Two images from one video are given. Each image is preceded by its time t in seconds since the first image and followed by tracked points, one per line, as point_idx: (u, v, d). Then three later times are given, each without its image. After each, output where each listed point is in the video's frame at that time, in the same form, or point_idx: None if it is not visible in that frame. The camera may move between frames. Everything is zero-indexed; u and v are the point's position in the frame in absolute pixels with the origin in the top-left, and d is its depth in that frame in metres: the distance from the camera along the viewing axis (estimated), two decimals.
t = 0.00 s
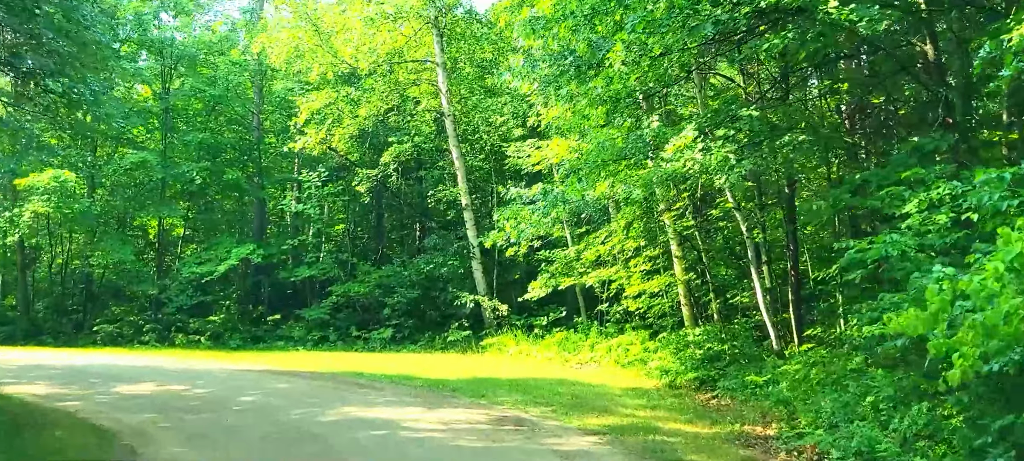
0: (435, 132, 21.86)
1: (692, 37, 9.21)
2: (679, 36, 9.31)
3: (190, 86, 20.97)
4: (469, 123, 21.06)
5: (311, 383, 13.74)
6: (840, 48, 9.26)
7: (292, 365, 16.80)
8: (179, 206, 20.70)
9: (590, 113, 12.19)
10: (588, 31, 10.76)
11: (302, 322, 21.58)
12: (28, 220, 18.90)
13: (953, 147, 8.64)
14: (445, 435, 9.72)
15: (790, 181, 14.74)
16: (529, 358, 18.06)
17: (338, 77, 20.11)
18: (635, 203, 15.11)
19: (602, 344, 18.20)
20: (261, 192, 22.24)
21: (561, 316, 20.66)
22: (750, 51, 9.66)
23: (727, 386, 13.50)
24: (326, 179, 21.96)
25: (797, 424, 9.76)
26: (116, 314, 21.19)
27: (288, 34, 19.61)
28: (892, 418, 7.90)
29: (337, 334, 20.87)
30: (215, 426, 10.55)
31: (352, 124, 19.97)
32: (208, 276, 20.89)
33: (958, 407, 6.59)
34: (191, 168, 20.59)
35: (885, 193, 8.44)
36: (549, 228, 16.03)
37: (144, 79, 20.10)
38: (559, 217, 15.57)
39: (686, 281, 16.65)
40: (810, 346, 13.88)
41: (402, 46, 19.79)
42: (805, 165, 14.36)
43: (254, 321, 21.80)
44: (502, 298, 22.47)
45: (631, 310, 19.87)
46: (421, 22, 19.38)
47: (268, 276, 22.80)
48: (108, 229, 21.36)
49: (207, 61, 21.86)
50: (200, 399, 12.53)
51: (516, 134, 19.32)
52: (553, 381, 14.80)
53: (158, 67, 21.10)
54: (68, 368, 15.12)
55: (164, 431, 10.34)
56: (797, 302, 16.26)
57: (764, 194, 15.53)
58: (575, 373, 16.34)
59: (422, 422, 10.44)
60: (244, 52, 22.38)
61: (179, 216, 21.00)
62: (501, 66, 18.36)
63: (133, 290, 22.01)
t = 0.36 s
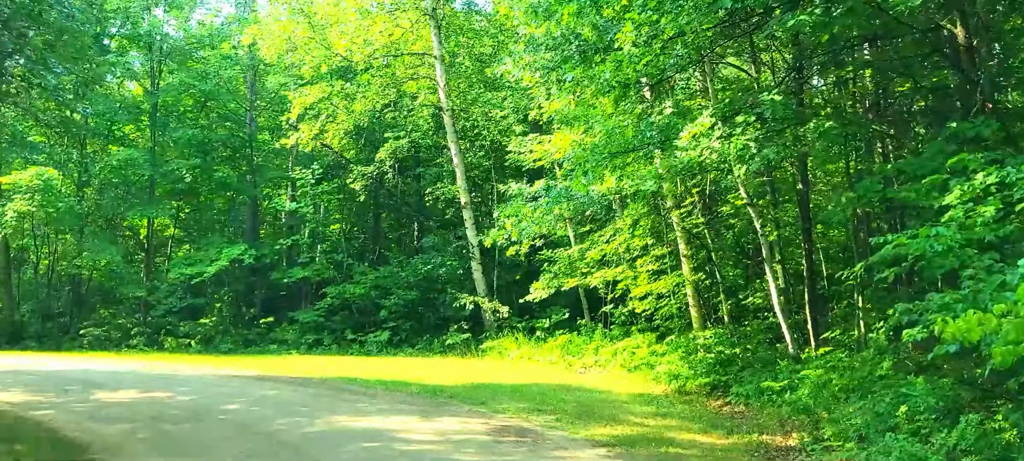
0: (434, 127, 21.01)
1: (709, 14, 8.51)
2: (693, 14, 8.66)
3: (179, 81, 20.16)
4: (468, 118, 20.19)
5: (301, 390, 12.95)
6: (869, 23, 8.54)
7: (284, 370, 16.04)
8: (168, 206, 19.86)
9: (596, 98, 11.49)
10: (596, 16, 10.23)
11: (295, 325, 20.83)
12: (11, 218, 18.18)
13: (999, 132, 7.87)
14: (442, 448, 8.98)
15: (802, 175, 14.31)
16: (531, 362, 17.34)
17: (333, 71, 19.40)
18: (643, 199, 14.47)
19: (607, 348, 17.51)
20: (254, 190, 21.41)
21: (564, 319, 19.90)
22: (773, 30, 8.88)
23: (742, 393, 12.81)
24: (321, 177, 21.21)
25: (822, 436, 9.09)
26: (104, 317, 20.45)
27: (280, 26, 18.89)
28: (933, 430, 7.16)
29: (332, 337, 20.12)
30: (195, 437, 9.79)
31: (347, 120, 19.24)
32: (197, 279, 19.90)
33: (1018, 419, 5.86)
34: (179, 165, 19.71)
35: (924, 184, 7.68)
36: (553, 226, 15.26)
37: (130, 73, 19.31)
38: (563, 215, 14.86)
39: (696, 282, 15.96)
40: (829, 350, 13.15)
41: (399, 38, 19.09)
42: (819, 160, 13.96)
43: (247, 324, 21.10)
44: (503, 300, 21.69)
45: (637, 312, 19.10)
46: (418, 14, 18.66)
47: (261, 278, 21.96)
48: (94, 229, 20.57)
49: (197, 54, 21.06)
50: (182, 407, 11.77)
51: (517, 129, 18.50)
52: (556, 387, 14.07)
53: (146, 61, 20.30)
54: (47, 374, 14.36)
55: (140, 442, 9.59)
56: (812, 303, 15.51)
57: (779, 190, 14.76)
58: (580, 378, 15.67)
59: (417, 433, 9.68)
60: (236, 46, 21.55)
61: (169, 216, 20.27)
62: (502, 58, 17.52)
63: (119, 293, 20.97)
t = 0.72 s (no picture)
0: (433, 124, 20.18)
1: None
2: None
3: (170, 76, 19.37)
4: (469, 113, 19.29)
5: (292, 396, 12.26)
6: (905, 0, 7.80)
7: (276, 375, 15.31)
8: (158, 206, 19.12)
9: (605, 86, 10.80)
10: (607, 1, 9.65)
11: (290, 328, 20.13)
12: None
13: None
14: None
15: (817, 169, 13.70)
16: (535, 367, 16.69)
17: (328, 65, 18.68)
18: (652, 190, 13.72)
19: (614, 353, 16.87)
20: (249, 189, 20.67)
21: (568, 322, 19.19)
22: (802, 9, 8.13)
23: (759, 400, 12.14)
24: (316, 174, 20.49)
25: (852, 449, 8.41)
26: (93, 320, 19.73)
27: (272, 18, 18.17)
28: (981, 446, 6.49)
29: (328, 341, 19.44)
30: (177, 450, 9.07)
31: (343, 116, 18.53)
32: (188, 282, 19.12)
33: None
34: (170, 163, 18.89)
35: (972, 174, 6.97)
36: (558, 224, 14.55)
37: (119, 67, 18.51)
38: (569, 213, 14.15)
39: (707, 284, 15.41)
40: (849, 355, 12.46)
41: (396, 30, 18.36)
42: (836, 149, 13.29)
43: (241, 327, 20.43)
44: (506, 302, 20.83)
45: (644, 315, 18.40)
46: (417, 5, 17.93)
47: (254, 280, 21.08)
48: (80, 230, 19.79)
49: (189, 49, 20.29)
50: (166, 416, 11.03)
51: (519, 125, 17.73)
52: (562, 393, 13.39)
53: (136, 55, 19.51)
54: (26, 381, 13.61)
55: (116, 455, 8.86)
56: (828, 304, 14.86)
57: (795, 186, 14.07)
58: (586, 385, 15.05)
59: (415, 446, 8.96)
60: (229, 40, 20.75)
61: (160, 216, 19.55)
62: (504, 49, 16.78)
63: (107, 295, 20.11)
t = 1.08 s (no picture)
0: (434, 119, 19.40)
1: None
2: None
3: (163, 70, 18.68)
4: (470, 109, 18.52)
5: (285, 403, 11.62)
6: None
7: (270, 379, 14.65)
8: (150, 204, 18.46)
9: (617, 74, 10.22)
10: None
11: (286, 330, 19.51)
12: None
13: None
14: None
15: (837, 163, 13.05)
16: (540, 371, 16.08)
17: (324, 58, 18.01)
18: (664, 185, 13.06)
19: (621, 358, 16.26)
20: (245, 187, 20.05)
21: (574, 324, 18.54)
22: None
23: (777, 407, 11.50)
24: (313, 172, 19.80)
25: None
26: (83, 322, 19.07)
27: (266, 11, 17.50)
28: None
29: (325, 344, 18.82)
30: None
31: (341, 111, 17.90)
32: (181, 282, 18.46)
33: None
34: (163, 160, 18.21)
35: None
36: (564, 222, 13.90)
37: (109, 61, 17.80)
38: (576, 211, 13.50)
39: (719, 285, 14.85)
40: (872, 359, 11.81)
41: (396, 21, 17.68)
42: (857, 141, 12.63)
43: (236, 330, 19.80)
44: (509, 303, 19.93)
45: (652, 316, 17.77)
46: None
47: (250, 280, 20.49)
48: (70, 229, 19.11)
49: (182, 42, 19.63)
50: (148, 424, 10.35)
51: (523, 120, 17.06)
52: (568, 400, 12.75)
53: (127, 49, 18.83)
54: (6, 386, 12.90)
55: None
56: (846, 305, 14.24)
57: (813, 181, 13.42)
58: (594, 391, 14.42)
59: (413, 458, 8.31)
60: (223, 33, 20.05)
61: (152, 215, 18.85)
62: (508, 40, 16.09)
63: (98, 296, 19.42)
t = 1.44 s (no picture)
0: (438, 115, 18.59)
1: None
2: None
3: (158, 64, 18.01)
4: (475, 104, 17.76)
5: (279, 411, 10.94)
6: None
7: (265, 385, 13.96)
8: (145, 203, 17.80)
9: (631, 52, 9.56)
10: None
11: (285, 333, 18.85)
12: None
13: None
14: None
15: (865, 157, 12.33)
16: (548, 376, 15.40)
17: (323, 51, 17.34)
18: (682, 179, 12.32)
19: (634, 363, 15.58)
20: (244, 185, 19.38)
21: (583, 327, 17.82)
22: None
23: (804, 416, 10.77)
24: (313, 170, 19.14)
25: None
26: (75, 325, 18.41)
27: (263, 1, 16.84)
28: None
29: (325, 347, 18.15)
30: None
31: (341, 105, 17.22)
32: (176, 284, 17.80)
33: None
34: (157, 158, 17.54)
35: None
36: (574, 220, 13.18)
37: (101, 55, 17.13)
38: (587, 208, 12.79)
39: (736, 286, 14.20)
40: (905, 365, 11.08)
41: (398, 11, 16.99)
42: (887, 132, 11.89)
43: (234, 333, 19.16)
44: (516, 305, 19.24)
45: (665, 319, 17.03)
46: None
47: (249, 281, 19.81)
48: (62, 230, 18.44)
49: (178, 36, 18.96)
50: (133, 434, 9.66)
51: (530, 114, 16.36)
52: (581, 408, 12.03)
53: (121, 43, 18.16)
54: None
55: None
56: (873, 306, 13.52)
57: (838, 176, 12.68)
58: (605, 398, 13.71)
59: None
60: (219, 26, 19.38)
61: (146, 214, 18.20)
62: (514, 30, 15.40)
63: (90, 299, 18.74)
